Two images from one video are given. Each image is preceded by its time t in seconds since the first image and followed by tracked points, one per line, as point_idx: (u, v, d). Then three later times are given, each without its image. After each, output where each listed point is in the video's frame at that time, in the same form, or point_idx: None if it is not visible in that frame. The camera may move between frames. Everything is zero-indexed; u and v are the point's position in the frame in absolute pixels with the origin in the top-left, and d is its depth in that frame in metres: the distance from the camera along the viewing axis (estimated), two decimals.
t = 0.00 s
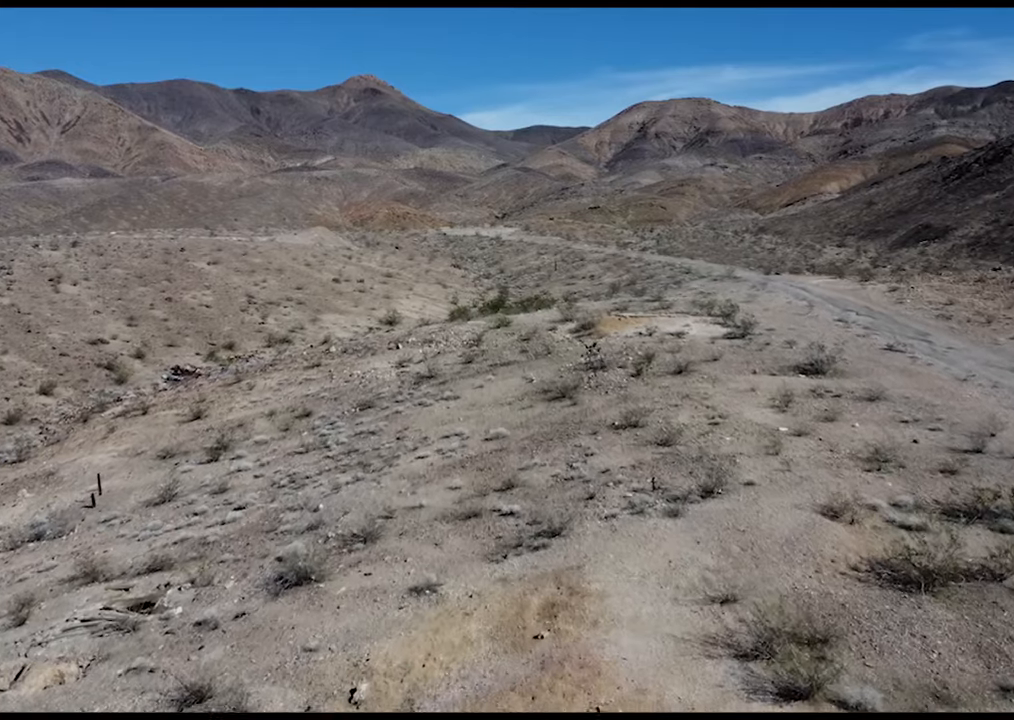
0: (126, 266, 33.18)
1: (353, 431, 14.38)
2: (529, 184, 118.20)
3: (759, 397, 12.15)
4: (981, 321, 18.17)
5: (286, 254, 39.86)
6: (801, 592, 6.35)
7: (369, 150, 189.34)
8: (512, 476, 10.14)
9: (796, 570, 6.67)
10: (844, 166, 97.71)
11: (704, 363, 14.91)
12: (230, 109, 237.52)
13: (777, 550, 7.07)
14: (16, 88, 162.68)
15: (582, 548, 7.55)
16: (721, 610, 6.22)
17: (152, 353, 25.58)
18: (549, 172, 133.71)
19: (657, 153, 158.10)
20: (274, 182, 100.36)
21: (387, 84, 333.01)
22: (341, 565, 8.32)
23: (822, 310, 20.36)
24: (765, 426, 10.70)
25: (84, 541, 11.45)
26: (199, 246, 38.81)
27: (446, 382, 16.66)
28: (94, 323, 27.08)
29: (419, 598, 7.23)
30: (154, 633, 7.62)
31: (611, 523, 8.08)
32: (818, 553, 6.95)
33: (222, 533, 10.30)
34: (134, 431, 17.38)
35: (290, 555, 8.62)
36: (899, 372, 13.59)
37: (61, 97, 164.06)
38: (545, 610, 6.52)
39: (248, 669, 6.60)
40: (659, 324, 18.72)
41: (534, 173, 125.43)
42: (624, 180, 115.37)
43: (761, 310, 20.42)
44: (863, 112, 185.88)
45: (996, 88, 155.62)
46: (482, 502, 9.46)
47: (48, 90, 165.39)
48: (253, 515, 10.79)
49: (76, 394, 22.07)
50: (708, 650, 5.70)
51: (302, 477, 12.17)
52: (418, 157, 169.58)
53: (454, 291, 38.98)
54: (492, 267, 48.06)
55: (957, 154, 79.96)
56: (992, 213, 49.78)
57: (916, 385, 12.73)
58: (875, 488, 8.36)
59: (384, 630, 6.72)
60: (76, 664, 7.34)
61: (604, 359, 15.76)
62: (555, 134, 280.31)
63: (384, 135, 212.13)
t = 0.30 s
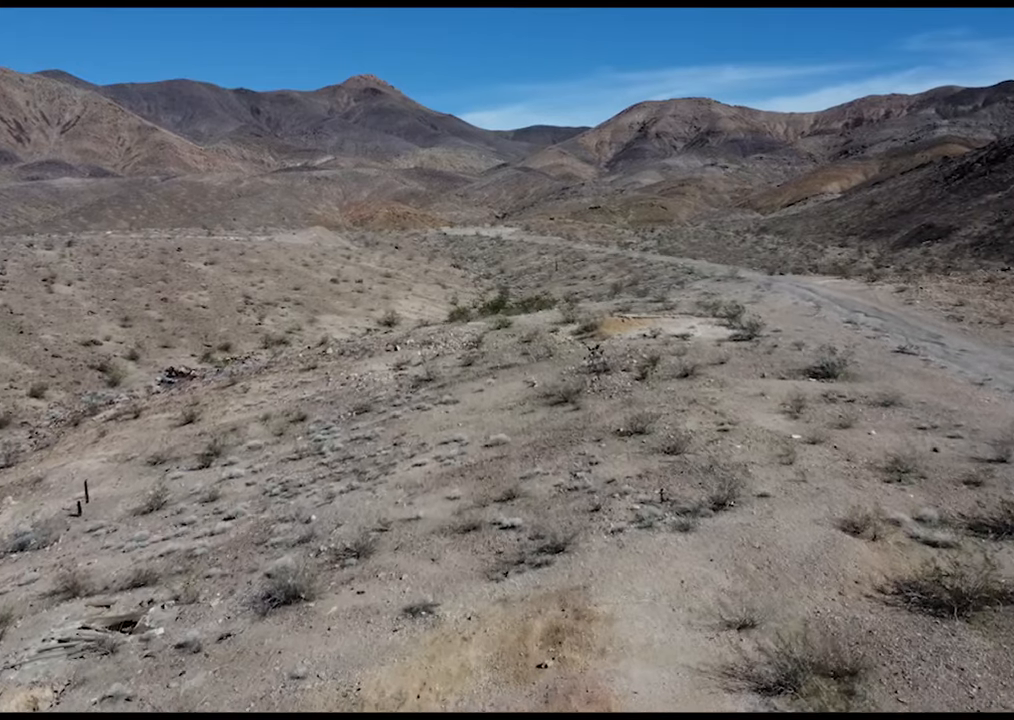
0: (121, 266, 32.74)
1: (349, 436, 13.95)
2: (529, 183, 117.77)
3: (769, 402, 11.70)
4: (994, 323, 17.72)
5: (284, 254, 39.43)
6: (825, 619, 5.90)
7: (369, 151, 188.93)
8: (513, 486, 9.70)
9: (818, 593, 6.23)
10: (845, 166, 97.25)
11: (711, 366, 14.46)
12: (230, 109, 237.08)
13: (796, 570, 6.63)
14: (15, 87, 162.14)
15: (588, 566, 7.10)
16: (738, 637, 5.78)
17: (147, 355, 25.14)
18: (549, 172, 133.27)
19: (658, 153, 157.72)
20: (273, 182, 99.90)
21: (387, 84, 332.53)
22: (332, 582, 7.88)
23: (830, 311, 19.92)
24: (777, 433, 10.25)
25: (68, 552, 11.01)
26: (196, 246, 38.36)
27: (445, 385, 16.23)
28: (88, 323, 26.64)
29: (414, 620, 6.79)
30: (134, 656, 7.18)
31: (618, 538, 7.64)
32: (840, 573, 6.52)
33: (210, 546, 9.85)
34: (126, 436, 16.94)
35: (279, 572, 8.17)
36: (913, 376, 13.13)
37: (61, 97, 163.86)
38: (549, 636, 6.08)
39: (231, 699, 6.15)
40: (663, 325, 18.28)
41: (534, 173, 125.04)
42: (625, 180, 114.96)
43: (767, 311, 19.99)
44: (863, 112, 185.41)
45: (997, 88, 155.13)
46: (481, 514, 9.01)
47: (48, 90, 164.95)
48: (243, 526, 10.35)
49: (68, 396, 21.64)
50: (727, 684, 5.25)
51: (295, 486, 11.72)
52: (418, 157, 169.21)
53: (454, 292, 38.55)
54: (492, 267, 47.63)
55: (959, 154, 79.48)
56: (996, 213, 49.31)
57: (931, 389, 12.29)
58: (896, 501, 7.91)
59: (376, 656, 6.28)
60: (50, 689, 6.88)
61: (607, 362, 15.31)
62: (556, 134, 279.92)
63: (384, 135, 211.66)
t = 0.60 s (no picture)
0: (116, 266, 32.27)
1: (344, 441, 13.52)
2: (530, 183, 117.30)
3: (781, 407, 11.27)
4: (1006, 324, 17.26)
5: (282, 254, 38.98)
6: (852, 649, 5.45)
7: (369, 150, 188.49)
8: (513, 496, 9.27)
9: (843, 619, 5.79)
10: (847, 166, 96.72)
11: (718, 369, 14.02)
12: (230, 109, 236.70)
13: (817, 592, 6.18)
14: (15, 86, 161.58)
15: (595, 587, 6.66)
16: (758, 668, 5.34)
17: (141, 356, 24.69)
18: (549, 172, 132.77)
19: (659, 152, 157.20)
20: (272, 181, 99.53)
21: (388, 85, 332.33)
22: (322, 600, 7.43)
23: (837, 312, 19.46)
24: (790, 440, 9.80)
25: (50, 564, 10.55)
26: (192, 245, 37.89)
27: (444, 389, 15.79)
28: (81, 324, 26.19)
29: (408, 645, 6.34)
30: (110, 682, 6.74)
31: (625, 555, 7.19)
32: (864, 596, 6.07)
33: (197, 559, 9.40)
34: (116, 440, 16.50)
35: (266, 590, 7.72)
36: (926, 379, 12.69)
37: (61, 96, 163.39)
38: (553, 666, 5.64)
39: None
40: (667, 327, 17.83)
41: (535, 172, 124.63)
42: (626, 180, 114.44)
43: (774, 312, 19.54)
44: (864, 112, 184.84)
45: (999, 88, 154.56)
46: (481, 526, 8.57)
47: (48, 89, 164.46)
48: (232, 537, 9.92)
49: (59, 399, 21.19)
50: None
51: (287, 494, 11.27)
52: (418, 157, 168.75)
53: (453, 292, 38.07)
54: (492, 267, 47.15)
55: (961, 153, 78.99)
56: (1001, 212, 48.82)
57: (947, 394, 11.84)
58: (921, 515, 7.46)
59: (367, 686, 5.85)
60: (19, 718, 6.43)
61: (610, 365, 14.87)
62: (556, 134, 279.44)
63: (384, 134, 211.08)
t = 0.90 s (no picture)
0: (110, 266, 31.78)
1: (339, 448, 13.04)
2: (530, 182, 116.77)
3: (794, 413, 10.78)
4: None
5: (280, 253, 38.49)
6: (887, 686, 4.97)
7: (369, 150, 187.95)
8: (514, 509, 8.79)
9: (873, 651, 5.32)
10: (848, 165, 96.18)
11: (726, 372, 13.54)
12: (230, 109, 236.22)
13: (845, 620, 5.70)
14: (14, 85, 161.09)
15: (603, 613, 6.17)
16: (784, 709, 4.85)
17: (134, 358, 24.21)
18: (550, 172, 132.24)
19: (659, 152, 156.68)
20: (272, 181, 99.05)
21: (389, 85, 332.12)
22: (310, 623, 6.94)
23: (846, 312, 18.97)
24: (806, 450, 9.31)
25: (28, 578, 10.08)
26: (189, 245, 37.40)
27: (443, 393, 15.31)
28: (74, 325, 25.72)
29: (401, 676, 5.86)
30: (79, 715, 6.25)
31: (635, 576, 6.72)
32: (896, 624, 5.60)
33: (181, 575, 8.92)
34: (104, 445, 16.02)
35: (251, 612, 7.24)
36: (944, 384, 12.20)
37: (61, 96, 162.97)
38: (558, 704, 5.16)
39: None
40: (672, 328, 17.35)
41: (535, 172, 124.21)
42: (627, 179, 113.95)
43: (782, 312, 19.06)
44: (865, 111, 184.29)
45: (1000, 87, 153.99)
46: (480, 542, 8.09)
47: (47, 89, 164.02)
48: (219, 551, 9.43)
49: (49, 401, 20.72)
50: None
51: (278, 505, 10.79)
52: (418, 157, 168.24)
53: (453, 292, 37.59)
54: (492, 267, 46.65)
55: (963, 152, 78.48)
56: (1005, 211, 48.34)
57: (966, 399, 11.36)
58: (950, 533, 6.98)
59: None
60: None
61: (614, 368, 14.39)
62: (556, 133, 278.81)
63: (385, 133, 210.53)
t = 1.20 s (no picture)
0: (105, 266, 31.33)
1: (334, 453, 12.61)
2: (531, 181, 116.32)
3: (808, 420, 10.33)
4: None
5: (278, 253, 38.05)
6: None
7: (369, 150, 187.47)
8: (516, 522, 8.35)
9: (908, 688, 4.86)
10: (849, 165, 95.69)
11: (734, 376, 13.09)
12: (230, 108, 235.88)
13: (874, 651, 5.26)
14: (14, 84, 160.80)
15: (611, 641, 5.72)
16: None
17: (127, 360, 23.76)
18: (550, 172, 131.77)
19: (660, 152, 156.24)
20: (272, 181, 98.64)
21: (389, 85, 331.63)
22: (296, 649, 6.49)
23: (855, 314, 18.53)
24: (822, 460, 8.86)
25: (7, 593, 9.62)
26: (185, 244, 36.94)
27: (441, 397, 14.86)
28: (67, 326, 25.27)
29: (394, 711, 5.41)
30: None
31: (645, 599, 6.26)
32: (933, 657, 5.14)
33: (164, 592, 8.46)
34: (93, 450, 15.57)
35: (235, 635, 6.79)
36: (961, 389, 11.75)
37: (61, 96, 162.57)
38: None
39: None
40: (677, 330, 16.91)
41: (536, 172, 123.84)
42: (628, 179, 113.48)
43: (789, 313, 18.63)
44: (866, 111, 183.77)
45: (1000, 87, 153.59)
46: (479, 560, 7.64)
47: (47, 89, 163.63)
48: (205, 566, 8.99)
49: (40, 405, 20.28)
50: None
51: (269, 515, 10.35)
52: (418, 157, 167.77)
53: (452, 293, 37.13)
54: (492, 267, 46.18)
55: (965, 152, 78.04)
56: (1008, 211, 47.93)
57: (986, 405, 10.92)
58: (982, 552, 6.53)
59: None
60: None
61: (618, 372, 13.94)
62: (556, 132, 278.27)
63: (385, 133, 210.13)
